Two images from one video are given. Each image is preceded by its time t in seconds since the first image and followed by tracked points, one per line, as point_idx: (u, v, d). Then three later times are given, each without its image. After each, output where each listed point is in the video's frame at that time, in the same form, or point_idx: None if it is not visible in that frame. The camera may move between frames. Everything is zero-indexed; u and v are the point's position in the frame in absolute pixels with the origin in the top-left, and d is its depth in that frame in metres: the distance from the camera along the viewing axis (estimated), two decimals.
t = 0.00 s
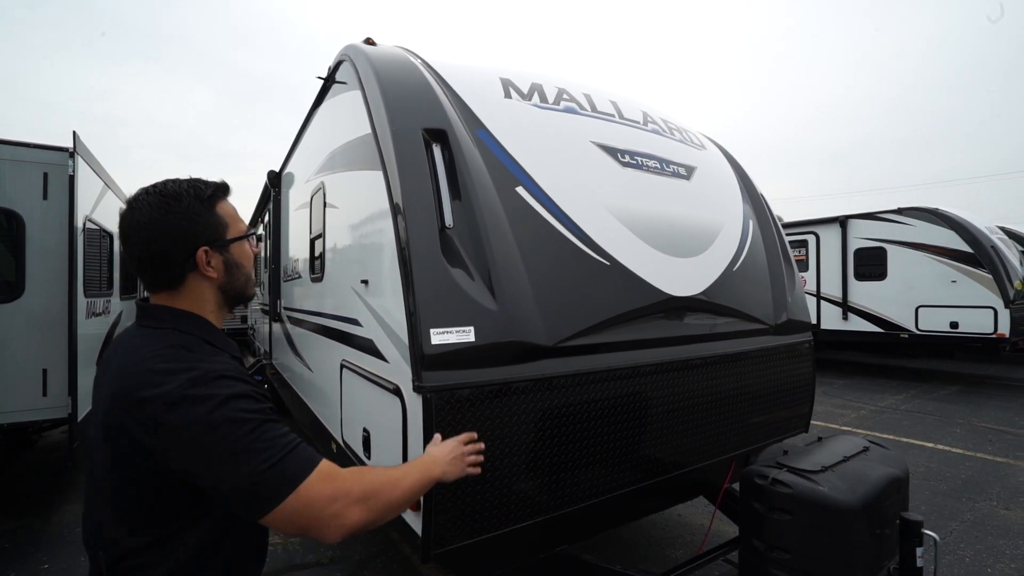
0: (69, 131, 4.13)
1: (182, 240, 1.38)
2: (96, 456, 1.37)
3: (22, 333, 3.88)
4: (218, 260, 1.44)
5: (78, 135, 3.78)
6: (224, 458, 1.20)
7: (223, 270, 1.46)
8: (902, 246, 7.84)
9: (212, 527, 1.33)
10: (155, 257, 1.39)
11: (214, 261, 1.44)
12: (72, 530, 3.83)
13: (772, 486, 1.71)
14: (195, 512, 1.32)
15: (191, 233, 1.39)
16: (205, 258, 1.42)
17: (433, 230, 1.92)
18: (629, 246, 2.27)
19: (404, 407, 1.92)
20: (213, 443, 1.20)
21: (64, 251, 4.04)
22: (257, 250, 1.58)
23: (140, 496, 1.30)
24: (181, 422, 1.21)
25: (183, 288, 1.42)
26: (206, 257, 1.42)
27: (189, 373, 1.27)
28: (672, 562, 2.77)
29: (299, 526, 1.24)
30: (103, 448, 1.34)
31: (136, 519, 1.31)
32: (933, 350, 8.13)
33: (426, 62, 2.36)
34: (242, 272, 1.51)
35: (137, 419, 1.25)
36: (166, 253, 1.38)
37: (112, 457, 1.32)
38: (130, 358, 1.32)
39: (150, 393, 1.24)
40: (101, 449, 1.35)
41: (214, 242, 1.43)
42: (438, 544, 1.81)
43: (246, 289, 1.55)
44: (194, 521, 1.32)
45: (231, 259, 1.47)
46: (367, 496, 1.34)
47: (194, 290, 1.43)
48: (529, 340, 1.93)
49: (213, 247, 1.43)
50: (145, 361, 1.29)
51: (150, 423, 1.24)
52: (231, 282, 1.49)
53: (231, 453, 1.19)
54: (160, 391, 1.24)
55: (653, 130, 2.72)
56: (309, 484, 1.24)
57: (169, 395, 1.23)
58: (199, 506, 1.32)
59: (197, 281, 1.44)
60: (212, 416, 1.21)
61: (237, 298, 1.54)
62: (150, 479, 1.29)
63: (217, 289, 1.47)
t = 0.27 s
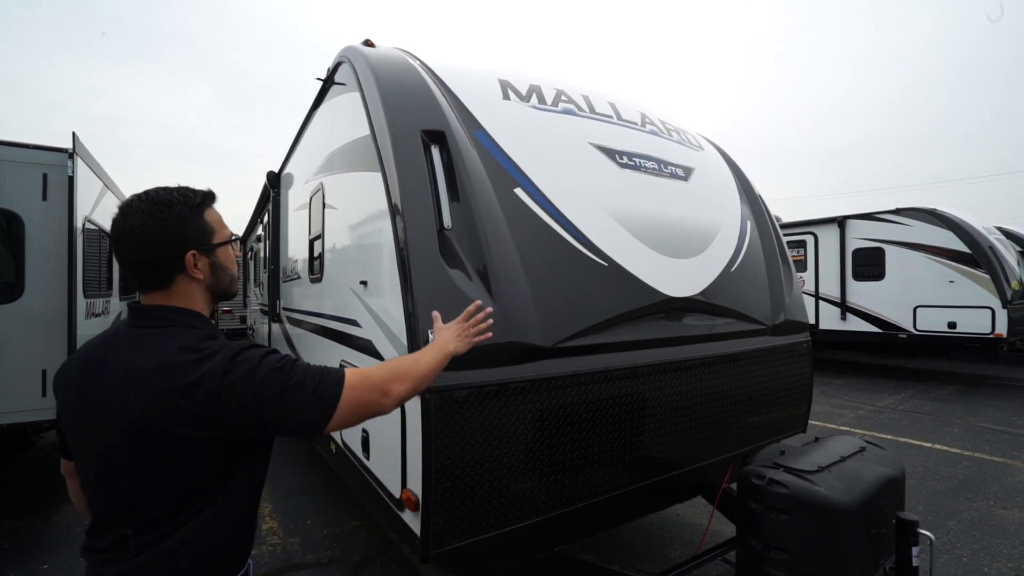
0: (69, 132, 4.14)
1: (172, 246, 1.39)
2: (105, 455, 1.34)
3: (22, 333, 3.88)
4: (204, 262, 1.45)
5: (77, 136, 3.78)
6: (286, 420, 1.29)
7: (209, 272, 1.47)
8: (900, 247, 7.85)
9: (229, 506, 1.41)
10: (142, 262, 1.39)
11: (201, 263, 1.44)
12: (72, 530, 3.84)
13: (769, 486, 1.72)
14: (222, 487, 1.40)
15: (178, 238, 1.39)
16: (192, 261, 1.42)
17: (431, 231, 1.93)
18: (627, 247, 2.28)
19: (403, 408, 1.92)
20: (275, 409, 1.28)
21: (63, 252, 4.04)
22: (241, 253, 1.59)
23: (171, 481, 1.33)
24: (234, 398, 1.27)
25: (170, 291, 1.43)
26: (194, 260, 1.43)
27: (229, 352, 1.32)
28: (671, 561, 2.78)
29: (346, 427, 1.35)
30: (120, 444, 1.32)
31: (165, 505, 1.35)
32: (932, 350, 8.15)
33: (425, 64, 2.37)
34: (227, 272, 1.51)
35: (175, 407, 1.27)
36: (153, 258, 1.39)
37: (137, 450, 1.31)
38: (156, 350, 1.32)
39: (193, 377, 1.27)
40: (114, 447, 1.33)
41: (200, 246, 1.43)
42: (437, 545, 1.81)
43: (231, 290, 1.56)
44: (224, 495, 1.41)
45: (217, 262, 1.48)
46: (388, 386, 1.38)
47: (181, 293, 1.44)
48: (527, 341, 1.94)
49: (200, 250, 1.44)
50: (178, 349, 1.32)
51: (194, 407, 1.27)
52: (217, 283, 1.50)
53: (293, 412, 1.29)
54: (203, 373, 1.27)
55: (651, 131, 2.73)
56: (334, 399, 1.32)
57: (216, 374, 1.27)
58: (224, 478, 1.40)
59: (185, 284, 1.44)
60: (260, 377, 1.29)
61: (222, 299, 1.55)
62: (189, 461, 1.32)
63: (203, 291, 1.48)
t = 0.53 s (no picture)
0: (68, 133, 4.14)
1: (158, 254, 1.40)
2: (108, 450, 1.35)
3: (21, 334, 3.89)
4: (190, 268, 1.46)
5: (77, 136, 3.78)
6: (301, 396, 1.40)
7: (195, 277, 1.48)
8: (899, 247, 7.86)
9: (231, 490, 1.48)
10: (129, 270, 1.41)
11: (187, 269, 1.46)
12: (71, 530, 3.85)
13: (767, 486, 1.72)
14: (223, 473, 1.46)
15: (162, 243, 1.41)
16: (179, 268, 1.44)
17: (431, 232, 1.93)
18: (626, 247, 2.28)
19: (403, 409, 1.92)
20: (291, 386, 1.40)
21: (63, 252, 4.05)
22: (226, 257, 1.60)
23: (182, 468, 1.38)
24: (252, 382, 1.36)
25: (156, 297, 1.43)
26: (180, 267, 1.44)
27: (239, 339, 1.41)
28: (670, 561, 2.79)
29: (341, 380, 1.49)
30: (128, 437, 1.34)
31: (175, 491, 1.39)
32: (931, 350, 8.15)
33: (424, 65, 2.37)
34: (213, 276, 1.53)
35: (190, 397, 1.33)
36: (138, 264, 1.40)
37: (147, 442, 1.34)
38: (166, 344, 1.37)
39: (210, 366, 1.35)
40: (121, 441, 1.34)
41: (185, 251, 1.45)
42: (436, 545, 1.82)
43: (218, 294, 1.58)
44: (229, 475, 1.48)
45: (203, 267, 1.49)
46: (370, 338, 1.53)
47: (167, 298, 1.44)
48: (526, 341, 1.95)
49: (186, 257, 1.45)
50: (190, 341, 1.38)
51: (211, 394, 1.34)
52: (203, 287, 1.51)
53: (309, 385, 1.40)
54: (219, 361, 1.36)
55: (649, 132, 2.73)
56: (327, 357, 1.44)
57: (232, 361, 1.36)
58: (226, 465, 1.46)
59: (173, 290, 1.46)
60: (270, 352, 1.40)
61: (210, 302, 1.57)
62: (202, 446, 1.39)
63: (190, 295, 1.49)
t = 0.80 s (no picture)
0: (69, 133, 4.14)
1: (158, 258, 1.43)
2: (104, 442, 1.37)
3: (21, 334, 3.89)
4: (190, 271, 1.49)
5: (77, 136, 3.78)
6: (295, 391, 1.44)
7: (195, 280, 1.51)
8: (899, 247, 7.87)
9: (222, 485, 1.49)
10: (130, 273, 1.44)
11: (187, 272, 1.49)
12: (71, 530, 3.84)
13: (768, 486, 1.72)
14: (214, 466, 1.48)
15: (162, 247, 1.44)
16: (179, 271, 1.47)
17: (432, 233, 1.93)
18: (626, 248, 2.29)
19: (404, 409, 1.93)
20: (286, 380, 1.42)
21: (63, 253, 4.05)
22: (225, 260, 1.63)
23: (177, 459, 1.40)
24: (249, 374, 1.39)
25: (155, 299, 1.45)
26: (180, 270, 1.47)
27: (237, 335, 1.45)
28: (670, 561, 2.79)
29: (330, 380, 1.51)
30: (124, 428, 1.36)
31: (168, 484, 1.40)
32: (931, 350, 8.16)
33: (425, 66, 2.38)
34: (211, 278, 1.55)
35: (188, 388, 1.36)
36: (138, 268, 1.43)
37: (143, 432, 1.36)
38: (165, 337, 1.40)
39: (208, 357, 1.38)
40: (117, 433, 1.36)
41: (184, 254, 1.48)
42: (437, 545, 1.82)
43: (217, 295, 1.61)
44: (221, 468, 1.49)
45: (202, 270, 1.52)
46: (362, 342, 1.58)
47: (167, 300, 1.46)
48: (527, 342, 1.95)
49: (186, 260, 1.48)
50: (189, 334, 1.42)
51: (208, 385, 1.37)
52: (202, 289, 1.54)
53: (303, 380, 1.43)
54: (218, 353, 1.39)
55: (649, 133, 2.74)
56: (318, 355, 1.47)
57: (229, 353, 1.40)
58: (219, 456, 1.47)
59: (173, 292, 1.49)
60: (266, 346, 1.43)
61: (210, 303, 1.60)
62: (197, 439, 1.41)
63: (190, 297, 1.51)
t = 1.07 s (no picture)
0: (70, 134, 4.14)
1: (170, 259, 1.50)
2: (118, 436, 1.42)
3: (22, 334, 3.89)
4: (201, 272, 1.55)
5: (78, 137, 3.79)
6: (298, 391, 1.46)
7: (206, 281, 1.56)
8: (899, 247, 7.87)
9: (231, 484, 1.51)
10: (146, 272, 1.51)
11: (198, 273, 1.54)
12: (71, 531, 3.84)
13: (771, 487, 1.72)
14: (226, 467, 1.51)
15: (175, 249, 1.50)
16: (190, 272, 1.52)
17: (434, 233, 1.93)
18: (628, 248, 2.28)
19: (406, 410, 1.92)
20: (289, 379, 1.44)
21: (64, 253, 4.05)
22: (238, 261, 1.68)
23: (186, 456, 1.44)
24: (252, 372, 1.42)
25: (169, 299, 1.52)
26: (191, 270, 1.53)
27: (243, 334, 1.48)
28: (671, 562, 2.79)
29: (338, 386, 1.53)
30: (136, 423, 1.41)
31: (177, 481, 1.43)
32: (931, 350, 8.16)
33: (427, 66, 2.38)
34: (224, 279, 1.61)
35: (196, 386, 1.39)
36: (153, 268, 1.50)
37: (153, 428, 1.41)
38: (175, 335, 1.44)
39: (214, 354, 1.41)
40: (130, 428, 1.41)
41: (196, 255, 1.54)
42: (439, 545, 1.82)
43: (229, 295, 1.66)
44: (230, 467, 1.52)
45: (213, 272, 1.57)
46: (370, 347, 1.58)
47: (180, 300, 1.53)
48: (529, 342, 1.95)
49: (197, 261, 1.54)
50: (197, 332, 1.46)
51: (214, 382, 1.40)
52: (214, 290, 1.59)
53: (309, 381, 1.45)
54: (224, 350, 1.42)
55: (651, 133, 2.74)
56: (325, 361, 1.49)
57: (234, 351, 1.42)
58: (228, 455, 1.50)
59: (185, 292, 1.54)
60: (272, 347, 1.46)
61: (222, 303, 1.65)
62: (207, 437, 1.44)
63: (202, 297, 1.57)
